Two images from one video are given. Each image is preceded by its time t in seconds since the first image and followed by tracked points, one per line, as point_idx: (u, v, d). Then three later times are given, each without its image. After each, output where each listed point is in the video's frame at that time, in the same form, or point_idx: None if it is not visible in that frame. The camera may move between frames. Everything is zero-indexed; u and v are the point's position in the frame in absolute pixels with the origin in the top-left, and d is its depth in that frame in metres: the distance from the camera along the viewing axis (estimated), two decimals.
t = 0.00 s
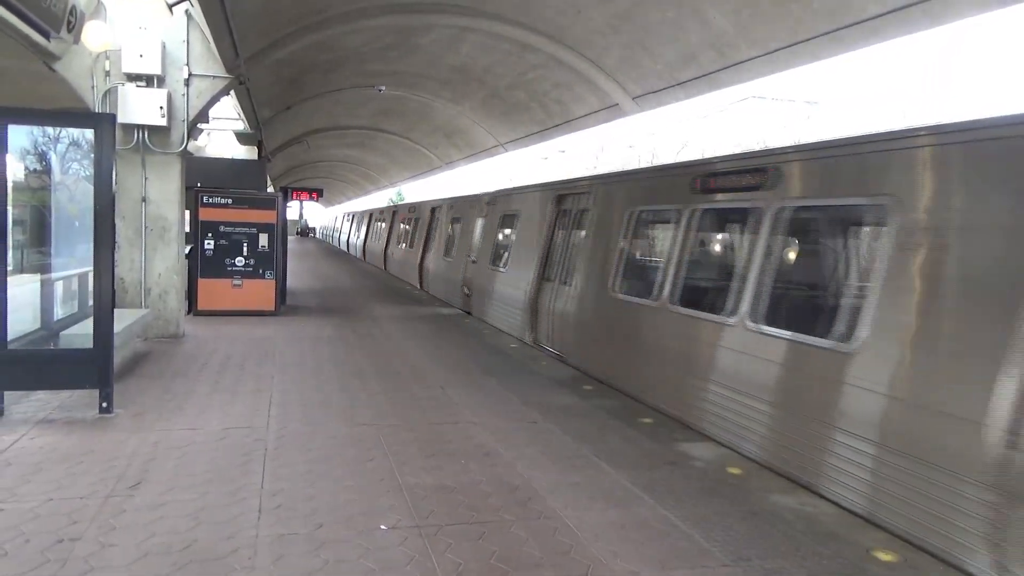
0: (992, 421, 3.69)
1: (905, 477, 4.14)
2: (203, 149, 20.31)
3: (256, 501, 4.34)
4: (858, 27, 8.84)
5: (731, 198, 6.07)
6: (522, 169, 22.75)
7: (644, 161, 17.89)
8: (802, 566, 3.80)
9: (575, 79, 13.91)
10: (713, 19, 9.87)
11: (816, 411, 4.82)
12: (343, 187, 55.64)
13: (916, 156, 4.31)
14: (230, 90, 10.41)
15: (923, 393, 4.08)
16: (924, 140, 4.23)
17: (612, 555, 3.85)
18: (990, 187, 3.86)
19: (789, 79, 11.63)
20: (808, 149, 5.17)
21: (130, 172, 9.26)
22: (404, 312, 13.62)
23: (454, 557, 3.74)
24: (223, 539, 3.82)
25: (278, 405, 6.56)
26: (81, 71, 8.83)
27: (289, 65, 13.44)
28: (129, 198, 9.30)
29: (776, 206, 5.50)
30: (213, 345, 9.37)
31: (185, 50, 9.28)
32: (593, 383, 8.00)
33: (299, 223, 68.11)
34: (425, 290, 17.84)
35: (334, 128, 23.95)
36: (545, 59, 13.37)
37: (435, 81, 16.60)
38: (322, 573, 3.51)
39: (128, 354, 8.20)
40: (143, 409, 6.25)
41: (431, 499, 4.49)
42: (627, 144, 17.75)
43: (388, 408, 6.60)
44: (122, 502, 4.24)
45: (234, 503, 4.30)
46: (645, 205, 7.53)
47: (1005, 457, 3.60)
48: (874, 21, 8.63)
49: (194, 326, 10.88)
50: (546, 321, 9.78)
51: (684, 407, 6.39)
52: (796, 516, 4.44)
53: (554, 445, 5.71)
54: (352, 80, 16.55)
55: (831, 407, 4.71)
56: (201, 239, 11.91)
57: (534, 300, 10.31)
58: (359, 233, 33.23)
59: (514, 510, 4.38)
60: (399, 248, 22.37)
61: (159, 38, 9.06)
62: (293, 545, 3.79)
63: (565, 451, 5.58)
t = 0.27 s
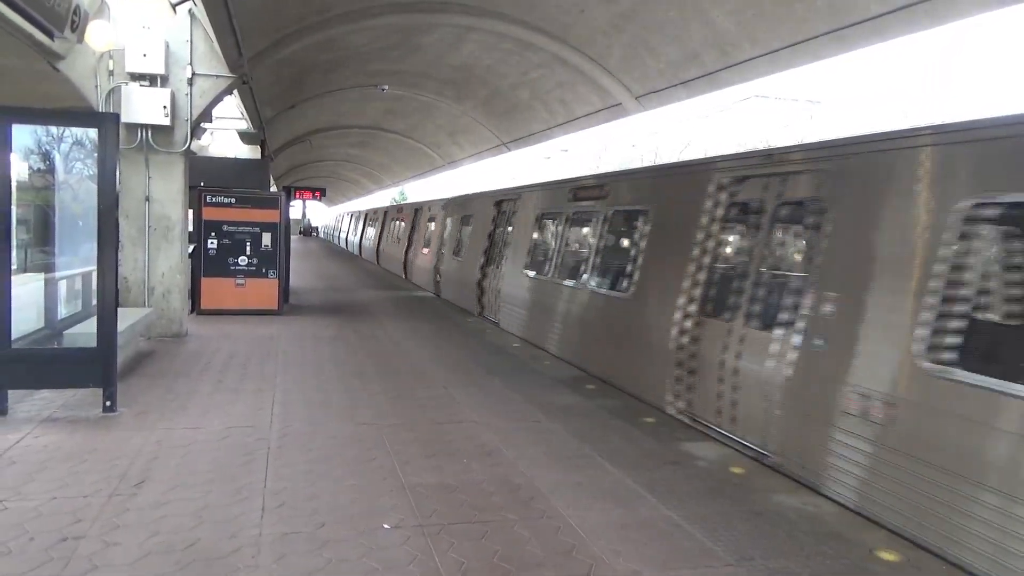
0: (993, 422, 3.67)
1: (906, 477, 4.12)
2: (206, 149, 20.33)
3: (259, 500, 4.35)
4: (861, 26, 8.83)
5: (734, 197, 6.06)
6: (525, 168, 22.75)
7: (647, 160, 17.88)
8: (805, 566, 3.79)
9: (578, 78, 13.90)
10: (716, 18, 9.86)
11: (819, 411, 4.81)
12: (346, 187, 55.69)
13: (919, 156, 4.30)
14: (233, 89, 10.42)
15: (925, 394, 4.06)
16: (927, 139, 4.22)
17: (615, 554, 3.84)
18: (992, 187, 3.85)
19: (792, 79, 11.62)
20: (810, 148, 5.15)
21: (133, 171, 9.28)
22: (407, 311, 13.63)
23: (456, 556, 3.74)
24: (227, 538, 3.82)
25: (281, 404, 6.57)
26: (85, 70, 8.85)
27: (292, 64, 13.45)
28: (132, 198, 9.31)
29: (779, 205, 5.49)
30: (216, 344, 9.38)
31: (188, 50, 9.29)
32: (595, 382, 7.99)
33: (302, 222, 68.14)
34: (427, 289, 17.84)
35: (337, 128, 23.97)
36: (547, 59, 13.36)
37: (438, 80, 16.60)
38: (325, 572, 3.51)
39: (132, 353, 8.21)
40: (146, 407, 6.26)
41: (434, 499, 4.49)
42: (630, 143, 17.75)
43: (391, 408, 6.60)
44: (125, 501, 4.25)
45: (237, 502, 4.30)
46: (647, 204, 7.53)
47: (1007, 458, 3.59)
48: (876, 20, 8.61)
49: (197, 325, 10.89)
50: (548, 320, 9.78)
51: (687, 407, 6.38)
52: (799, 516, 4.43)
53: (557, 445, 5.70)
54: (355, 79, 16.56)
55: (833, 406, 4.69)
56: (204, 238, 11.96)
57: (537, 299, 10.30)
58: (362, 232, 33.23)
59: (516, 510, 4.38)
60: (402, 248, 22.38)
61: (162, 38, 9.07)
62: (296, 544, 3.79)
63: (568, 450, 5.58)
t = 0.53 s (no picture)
0: (997, 424, 3.67)
1: (910, 479, 4.12)
2: (208, 148, 20.35)
3: (262, 500, 4.35)
4: (863, 25, 8.81)
5: (734, 196, 6.06)
6: (526, 167, 22.77)
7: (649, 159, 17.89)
8: (808, 566, 3.79)
9: (579, 78, 13.89)
10: (718, 17, 9.83)
11: (821, 411, 4.80)
12: (347, 186, 55.71)
13: (921, 156, 4.28)
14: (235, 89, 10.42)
15: (928, 396, 4.06)
16: (928, 140, 4.21)
17: (618, 554, 3.84)
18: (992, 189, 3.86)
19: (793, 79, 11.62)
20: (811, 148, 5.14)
21: (136, 171, 9.29)
22: (409, 311, 13.63)
23: (459, 556, 3.74)
24: (230, 538, 3.83)
25: (283, 403, 6.58)
26: (88, 70, 8.78)
27: (294, 64, 13.46)
28: (135, 197, 9.32)
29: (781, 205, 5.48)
30: (218, 344, 9.39)
31: (190, 49, 9.29)
32: (598, 382, 7.99)
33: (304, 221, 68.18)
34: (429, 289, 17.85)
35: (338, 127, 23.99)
36: (549, 58, 13.35)
37: (440, 80, 16.61)
38: (328, 572, 3.51)
39: (134, 353, 8.22)
40: (148, 407, 6.26)
41: (436, 499, 4.48)
42: (632, 142, 17.77)
43: (393, 407, 6.60)
44: (129, 500, 4.25)
45: (240, 502, 4.31)
46: (649, 204, 7.52)
47: (1011, 460, 3.59)
48: (878, 20, 8.60)
49: (199, 324, 10.91)
50: (550, 320, 9.78)
51: (688, 406, 6.40)
52: (802, 516, 4.42)
53: (559, 444, 5.71)
54: (357, 79, 16.55)
55: (836, 407, 4.69)
56: (207, 237, 11.97)
57: (539, 299, 10.31)
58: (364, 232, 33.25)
59: (519, 509, 4.38)
60: (404, 247, 22.40)
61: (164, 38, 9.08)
62: (299, 543, 3.80)
63: (571, 450, 5.58)
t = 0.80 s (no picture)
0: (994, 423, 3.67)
1: (910, 479, 4.12)
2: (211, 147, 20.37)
3: (264, 499, 4.36)
4: (866, 24, 8.79)
5: (737, 195, 6.06)
6: (528, 166, 22.78)
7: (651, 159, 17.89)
8: (810, 566, 3.79)
9: (581, 77, 13.89)
10: (720, 16, 9.82)
11: (822, 411, 4.81)
12: (350, 185, 55.70)
13: (922, 156, 4.28)
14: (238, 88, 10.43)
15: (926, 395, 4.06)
16: (930, 140, 4.20)
17: (620, 553, 3.85)
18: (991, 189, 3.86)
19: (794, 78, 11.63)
20: (813, 147, 5.14)
21: (138, 170, 9.30)
22: (411, 310, 13.64)
23: (461, 555, 3.74)
24: (232, 537, 3.83)
25: (286, 402, 6.59)
26: (90, 70, 8.79)
27: (296, 64, 13.46)
28: (137, 197, 9.34)
29: (783, 205, 5.48)
30: (220, 343, 9.40)
31: (193, 49, 9.30)
32: (600, 381, 7.99)
33: (306, 220, 68.21)
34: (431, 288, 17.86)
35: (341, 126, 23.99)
36: (551, 57, 13.34)
37: (442, 79, 16.60)
38: (330, 571, 3.52)
39: (137, 352, 8.23)
40: (151, 406, 6.28)
41: (438, 498, 4.48)
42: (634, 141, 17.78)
43: (396, 406, 6.61)
44: (131, 499, 4.26)
45: (243, 501, 4.31)
46: (651, 203, 7.53)
47: (1010, 459, 3.58)
48: (881, 19, 8.59)
49: (202, 323, 10.92)
50: (552, 319, 9.79)
51: (689, 406, 6.40)
52: (804, 516, 4.42)
53: (561, 444, 5.71)
54: (359, 78, 16.56)
55: (837, 407, 4.69)
56: (209, 237, 11.97)
57: (541, 298, 10.32)
58: (367, 231, 33.26)
59: (521, 508, 4.38)
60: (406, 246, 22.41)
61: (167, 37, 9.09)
62: (301, 542, 3.81)
63: (573, 449, 5.58)
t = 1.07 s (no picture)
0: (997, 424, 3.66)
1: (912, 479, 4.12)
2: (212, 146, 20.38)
3: (266, 497, 4.36)
4: (869, 24, 8.78)
5: (739, 195, 6.05)
6: (530, 166, 22.78)
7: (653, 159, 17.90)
8: (813, 566, 3.78)
9: (583, 77, 13.88)
10: (723, 16, 9.80)
11: (823, 410, 4.80)
12: (351, 185, 55.71)
13: (925, 156, 4.27)
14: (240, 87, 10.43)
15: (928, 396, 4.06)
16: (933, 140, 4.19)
17: (622, 552, 3.84)
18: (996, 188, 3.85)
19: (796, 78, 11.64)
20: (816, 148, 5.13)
21: (139, 169, 9.30)
22: (413, 309, 13.65)
23: (463, 554, 3.74)
24: (234, 535, 3.83)
25: (287, 401, 6.59)
26: (91, 68, 8.80)
27: (298, 63, 13.47)
28: (139, 196, 9.34)
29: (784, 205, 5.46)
30: (222, 342, 9.40)
31: (195, 48, 9.31)
32: (601, 381, 7.98)
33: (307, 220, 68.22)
34: (433, 287, 17.86)
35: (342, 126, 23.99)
36: (553, 57, 13.33)
37: (444, 78, 16.60)
38: (332, 570, 3.51)
39: (138, 351, 8.24)
40: (153, 404, 6.28)
41: (440, 497, 4.48)
42: (635, 141, 17.78)
43: (397, 405, 6.61)
44: (133, 498, 4.26)
45: (245, 499, 4.31)
46: (653, 203, 7.52)
47: (1012, 460, 3.58)
48: (884, 19, 8.57)
49: (203, 322, 10.93)
50: (554, 319, 9.79)
51: (691, 406, 6.39)
52: (806, 516, 4.41)
53: (563, 443, 5.71)
54: (361, 78, 16.55)
55: (839, 407, 4.68)
56: (211, 236, 11.97)
57: (543, 298, 10.31)
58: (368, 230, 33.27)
59: (524, 508, 4.38)
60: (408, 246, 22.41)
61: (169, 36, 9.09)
62: (303, 541, 3.80)
63: (574, 448, 5.58)
